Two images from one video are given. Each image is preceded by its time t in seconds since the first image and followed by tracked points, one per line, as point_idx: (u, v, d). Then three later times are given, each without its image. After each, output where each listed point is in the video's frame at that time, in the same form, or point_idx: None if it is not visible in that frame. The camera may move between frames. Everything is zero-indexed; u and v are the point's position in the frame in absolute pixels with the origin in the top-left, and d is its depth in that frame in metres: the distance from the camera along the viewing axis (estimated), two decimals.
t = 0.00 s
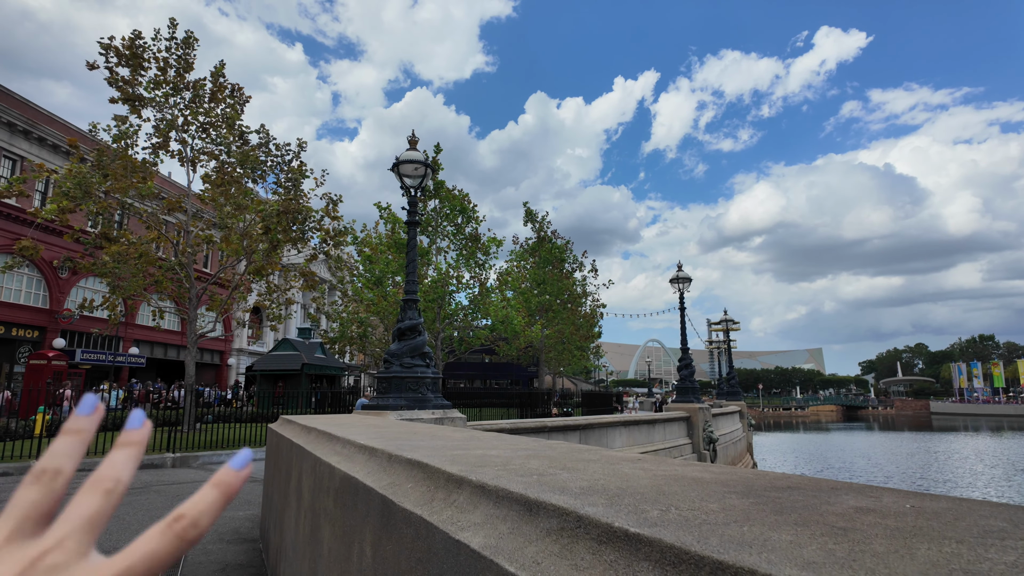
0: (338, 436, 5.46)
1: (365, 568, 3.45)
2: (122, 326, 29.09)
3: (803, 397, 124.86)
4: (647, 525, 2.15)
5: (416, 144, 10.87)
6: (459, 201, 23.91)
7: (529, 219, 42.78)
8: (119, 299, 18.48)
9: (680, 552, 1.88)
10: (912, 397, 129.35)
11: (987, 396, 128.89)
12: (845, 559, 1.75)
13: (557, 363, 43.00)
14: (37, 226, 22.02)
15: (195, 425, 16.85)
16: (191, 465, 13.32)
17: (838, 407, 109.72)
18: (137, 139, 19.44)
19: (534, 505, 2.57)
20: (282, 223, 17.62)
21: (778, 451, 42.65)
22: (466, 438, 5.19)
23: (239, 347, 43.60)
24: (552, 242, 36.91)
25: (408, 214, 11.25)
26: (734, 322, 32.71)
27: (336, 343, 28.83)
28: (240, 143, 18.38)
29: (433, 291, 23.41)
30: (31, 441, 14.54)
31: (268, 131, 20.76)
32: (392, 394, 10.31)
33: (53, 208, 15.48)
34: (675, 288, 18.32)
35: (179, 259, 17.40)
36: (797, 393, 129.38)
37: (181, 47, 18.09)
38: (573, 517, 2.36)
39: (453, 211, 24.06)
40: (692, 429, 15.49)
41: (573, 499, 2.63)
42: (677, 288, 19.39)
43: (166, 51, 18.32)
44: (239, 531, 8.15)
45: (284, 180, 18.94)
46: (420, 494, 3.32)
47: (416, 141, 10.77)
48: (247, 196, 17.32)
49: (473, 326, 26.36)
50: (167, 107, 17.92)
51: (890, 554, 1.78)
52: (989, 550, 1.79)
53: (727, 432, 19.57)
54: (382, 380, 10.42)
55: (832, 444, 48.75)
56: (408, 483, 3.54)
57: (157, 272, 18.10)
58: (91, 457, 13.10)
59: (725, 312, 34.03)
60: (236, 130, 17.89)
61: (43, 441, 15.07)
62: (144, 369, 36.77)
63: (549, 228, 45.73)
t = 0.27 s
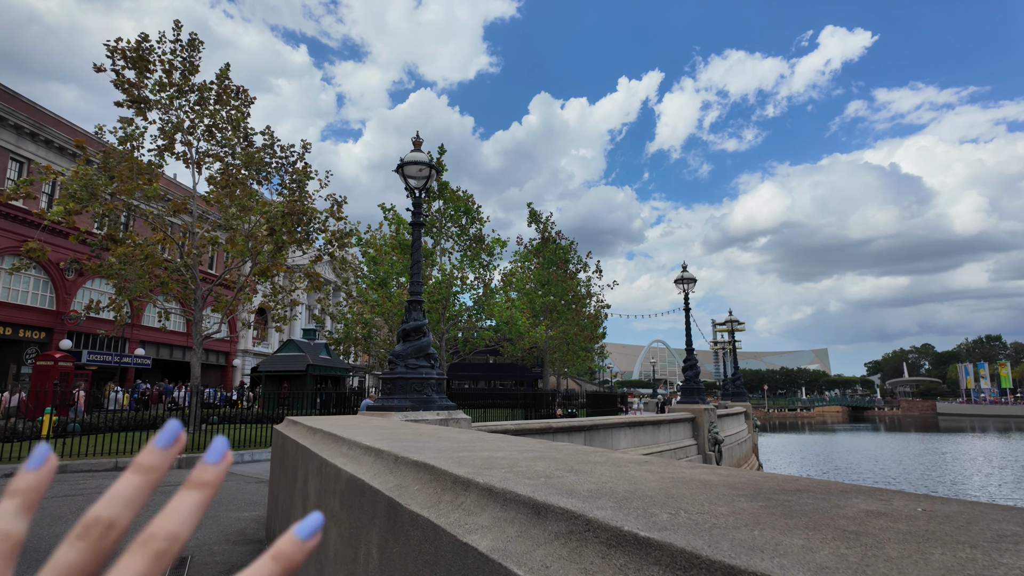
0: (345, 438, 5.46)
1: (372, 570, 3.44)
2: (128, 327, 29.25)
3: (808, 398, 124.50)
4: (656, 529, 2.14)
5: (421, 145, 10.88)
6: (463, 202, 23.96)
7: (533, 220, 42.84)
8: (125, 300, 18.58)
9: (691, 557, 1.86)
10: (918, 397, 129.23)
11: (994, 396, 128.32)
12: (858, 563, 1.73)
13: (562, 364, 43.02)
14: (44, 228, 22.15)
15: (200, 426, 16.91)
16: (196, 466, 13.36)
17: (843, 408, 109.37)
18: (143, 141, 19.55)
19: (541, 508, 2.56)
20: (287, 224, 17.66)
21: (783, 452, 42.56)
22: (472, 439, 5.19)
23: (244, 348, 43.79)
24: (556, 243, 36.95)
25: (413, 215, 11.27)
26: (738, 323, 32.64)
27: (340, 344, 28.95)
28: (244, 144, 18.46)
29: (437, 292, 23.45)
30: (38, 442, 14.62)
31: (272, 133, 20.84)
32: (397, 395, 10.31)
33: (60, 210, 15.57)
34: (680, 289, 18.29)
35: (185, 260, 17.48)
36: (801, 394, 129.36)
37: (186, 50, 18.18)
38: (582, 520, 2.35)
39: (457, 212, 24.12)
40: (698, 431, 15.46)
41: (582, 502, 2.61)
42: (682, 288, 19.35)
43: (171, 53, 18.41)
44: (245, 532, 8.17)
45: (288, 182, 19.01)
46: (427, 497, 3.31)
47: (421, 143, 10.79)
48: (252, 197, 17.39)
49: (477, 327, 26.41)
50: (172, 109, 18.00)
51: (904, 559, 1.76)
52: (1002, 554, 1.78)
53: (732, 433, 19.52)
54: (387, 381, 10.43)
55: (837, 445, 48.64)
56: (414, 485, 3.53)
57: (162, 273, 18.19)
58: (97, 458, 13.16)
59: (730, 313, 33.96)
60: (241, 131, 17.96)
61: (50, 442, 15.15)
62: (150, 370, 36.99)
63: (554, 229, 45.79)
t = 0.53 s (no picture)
0: (349, 438, 5.48)
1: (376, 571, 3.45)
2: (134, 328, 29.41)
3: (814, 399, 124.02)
4: (660, 531, 2.13)
5: (425, 146, 10.90)
6: (467, 203, 23.98)
7: (537, 221, 42.92)
8: (131, 301, 18.69)
9: (695, 559, 1.86)
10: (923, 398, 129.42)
11: (1000, 397, 127.67)
12: (862, 566, 1.73)
13: (566, 365, 43.06)
14: (51, 229, 22.29)
15: (206, 426, 17.00)
16: (202, 467, 13.44)
17: (849, 409, 108.88)
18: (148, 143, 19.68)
19: (546, 510, 2.56)
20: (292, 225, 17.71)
21: (788, 453, 42.44)
22: (476, 440, 5.20)
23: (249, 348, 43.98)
24: (560, 244, 36.99)
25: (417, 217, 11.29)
26: (743, 323, 32.59)
27: (345, 345, 29.04)
28: (249, 146, 18.54)
29: (442, 293, 23.50)
30: (45, 442, 14.74)
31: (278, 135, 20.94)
32: (401, 396, 10.33)
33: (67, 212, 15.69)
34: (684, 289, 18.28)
35: (190, 261, 17.57)
36: (806, 394, 129.37)
37: (192, 52, 18.28)
38: (585, 522, 2.35)
39: (461, 213, 24.14)
40: (702, 431, 15.43)
41: (584, 503, 2.62)
42: (686, 289, 19.33)
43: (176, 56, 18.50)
44: (250, 533, 8.20)
45: (293, 183, 19.08)
46: (431, 498, 3.32)
47: (425, 144, 10.81)
48: (257, 199, 17.47)
49: (481, 328, 26.45)
50: (177, 112, 18.09)
51: (909, 562, 1.76)
52: (1007, 557, 1.77)
53: (737, 434, 19.50)
54: (392, 382, 10.44)
55: (842, 446, 48.47)
56: (418, 486, 3.54)
57: (168, 274, 18.29)
58: (104, 458, 13.25)
59: (735, 313, 33.90)
60: (246, 133, 18.04)
61: (57, 442, 15.28)
62: (156, 370, 37.19)
63: (557, 230, 45.84)
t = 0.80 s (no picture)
0: (351, 439, 5.48)
1: (378, 571, 3.45)
2: (139, 330, 29.58)
3: (819, 400, 123.49)
4: (659, 529, 2.13)
5: (428, 148, 10.92)
6: (470, 205, 24.03)
7: (541, 223, 42.97)
8: (136, 304, 18.79)
9: (692, 556, 1.86)
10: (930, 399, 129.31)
11: (1008, 399, 126.78)
12: (860, 564, 1.72)
13: (570, 366, 43.07)
14: (57, 231, 22.45)
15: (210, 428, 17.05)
16: (206, 468, 13.49)
17: (855, 410, 108.38)
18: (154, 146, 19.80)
19: (545, 509, 2.56)
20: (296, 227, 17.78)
21: (793, 454, 42.32)
22: (477, 441, 5.20)
23: (255, 350, 44.19)
24: (564, 245, 37.03)
25: (420, 218, 11.31)
26: (748, 324, 32.50)
27: (349, 346, 29.12)
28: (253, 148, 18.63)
29: (446, 294, 23.52)
30: (51, 443, 14.83)
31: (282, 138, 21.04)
32: (404, 397, 10.34)
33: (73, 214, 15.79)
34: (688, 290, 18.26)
35: (195, 263, 17.66)
36: (812, 395, 129.34)
37: (196, 55, 18.38)
38: (584, 520, 2.34)
39: (465, 215, 24.19)
40: (707, 433, 15.39)
41: (584, 502, 2.61)
42: (690, 291, 19.31)
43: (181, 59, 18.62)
44: (253, 534, 8.22)
45: (298, 185, 19.16)
46: (432, 498, 3.32)
47: (428, 146, 10.83)
48: (261, 201, 17.56)
49: (485, 329, 26.48)
50: (182, 114, 18.19)
51: (907, 559, 1.75)
52: (1006, 555, 1.75)
53: (742, 435, 19.45)
54: (395, 383, 10.44)
55: (848, 447, 48.30)
56: (420, 486, 3.54)
57: (173, 276, 18.38)
58: (110, 460, 13.31)
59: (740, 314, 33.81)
60: (250, 136, 18.12)
61: (63, 444, 15.37)
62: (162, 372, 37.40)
63: (561, 231, 45.89)
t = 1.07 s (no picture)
0: (353, 438, 5.48)
1: (377, 569, 3.44)
2: (142, 330, 29.67)
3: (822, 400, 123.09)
4: (659, 527, 2.11)
5: (430, 147, 10.94)
6: (472, 205, 24.04)
7: (543, 223, 43.02)
8: (139, 304, 18.84)
9: (692, 554, 1.85)
10: (933, 398, 129.22)
11: (1011, 399, 126.36)
12: (864, 562, 1.69)
13: (572, 366, 43.08)
14: (60, 232, 22.54)
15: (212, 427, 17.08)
16: (209, 467, 13.51)
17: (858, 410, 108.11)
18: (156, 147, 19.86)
19: (545, 507, 2.55)
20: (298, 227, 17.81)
21: (795, 454, 42.26)
22: (479, 440, 5.19)
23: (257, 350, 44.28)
24: (566, 245, 37.05)
25: (421, 218, 11.31)
26: (750, 324, 32.47)
27: (351, 346, 29.18)
28: (255, 149, 18.67)
29: (448, 294, 23.54)
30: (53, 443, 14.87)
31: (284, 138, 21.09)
32: (406, 397, 10.34)
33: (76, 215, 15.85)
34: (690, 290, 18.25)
35: (197, 264, 17.71)
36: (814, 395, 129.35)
37: (198, 56, 18.43)
38: (584, 518, 2.33)
39: (466, 215, 24.20)
40: (709, 433, 15.37)
41: (585, 500, 2.60)
42: (692, 290, 19.30)
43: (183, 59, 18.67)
44: (255, 533, 8.22)
45: (299, 185, 19.19)
46: (431, 496, 3.31)
47: (429, 145, 10.84)
48: (263, 201, 17.60)
49: (487, 329, 26.49)
50: (184, 115, 18.24)
51: (911, 557, 1.72)
52: (1013, 553, 1.73)
53: (744, 435, 19.43)
54: (396, 383, 10.42)
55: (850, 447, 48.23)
56: (420, 485, 3.53)
57: (176, 277, 18.43)
58: (112, 459, 13.34)
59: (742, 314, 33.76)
60: (252, 136, 18.17)
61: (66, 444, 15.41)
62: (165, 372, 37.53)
63: (563, 231, 45.94)
